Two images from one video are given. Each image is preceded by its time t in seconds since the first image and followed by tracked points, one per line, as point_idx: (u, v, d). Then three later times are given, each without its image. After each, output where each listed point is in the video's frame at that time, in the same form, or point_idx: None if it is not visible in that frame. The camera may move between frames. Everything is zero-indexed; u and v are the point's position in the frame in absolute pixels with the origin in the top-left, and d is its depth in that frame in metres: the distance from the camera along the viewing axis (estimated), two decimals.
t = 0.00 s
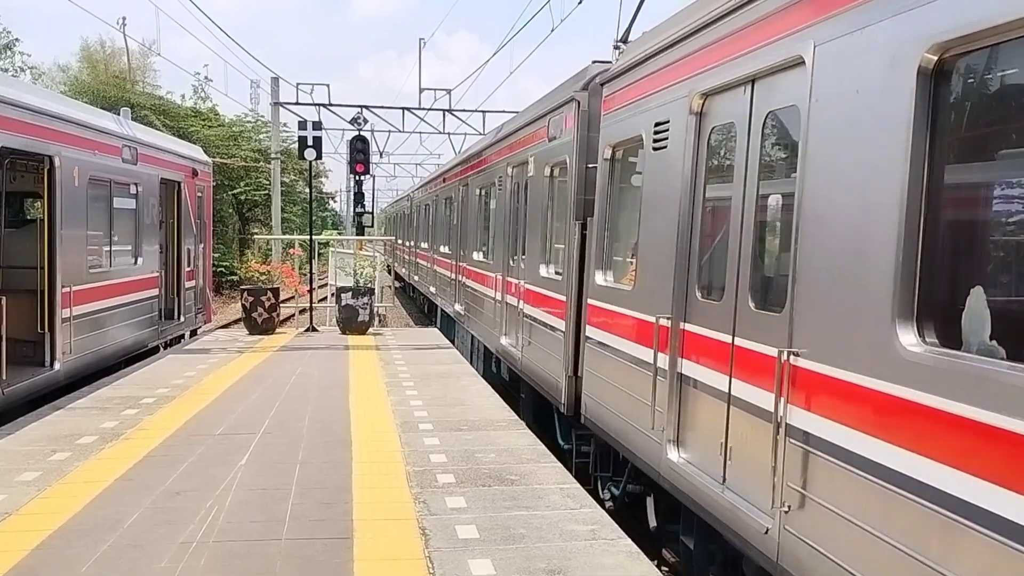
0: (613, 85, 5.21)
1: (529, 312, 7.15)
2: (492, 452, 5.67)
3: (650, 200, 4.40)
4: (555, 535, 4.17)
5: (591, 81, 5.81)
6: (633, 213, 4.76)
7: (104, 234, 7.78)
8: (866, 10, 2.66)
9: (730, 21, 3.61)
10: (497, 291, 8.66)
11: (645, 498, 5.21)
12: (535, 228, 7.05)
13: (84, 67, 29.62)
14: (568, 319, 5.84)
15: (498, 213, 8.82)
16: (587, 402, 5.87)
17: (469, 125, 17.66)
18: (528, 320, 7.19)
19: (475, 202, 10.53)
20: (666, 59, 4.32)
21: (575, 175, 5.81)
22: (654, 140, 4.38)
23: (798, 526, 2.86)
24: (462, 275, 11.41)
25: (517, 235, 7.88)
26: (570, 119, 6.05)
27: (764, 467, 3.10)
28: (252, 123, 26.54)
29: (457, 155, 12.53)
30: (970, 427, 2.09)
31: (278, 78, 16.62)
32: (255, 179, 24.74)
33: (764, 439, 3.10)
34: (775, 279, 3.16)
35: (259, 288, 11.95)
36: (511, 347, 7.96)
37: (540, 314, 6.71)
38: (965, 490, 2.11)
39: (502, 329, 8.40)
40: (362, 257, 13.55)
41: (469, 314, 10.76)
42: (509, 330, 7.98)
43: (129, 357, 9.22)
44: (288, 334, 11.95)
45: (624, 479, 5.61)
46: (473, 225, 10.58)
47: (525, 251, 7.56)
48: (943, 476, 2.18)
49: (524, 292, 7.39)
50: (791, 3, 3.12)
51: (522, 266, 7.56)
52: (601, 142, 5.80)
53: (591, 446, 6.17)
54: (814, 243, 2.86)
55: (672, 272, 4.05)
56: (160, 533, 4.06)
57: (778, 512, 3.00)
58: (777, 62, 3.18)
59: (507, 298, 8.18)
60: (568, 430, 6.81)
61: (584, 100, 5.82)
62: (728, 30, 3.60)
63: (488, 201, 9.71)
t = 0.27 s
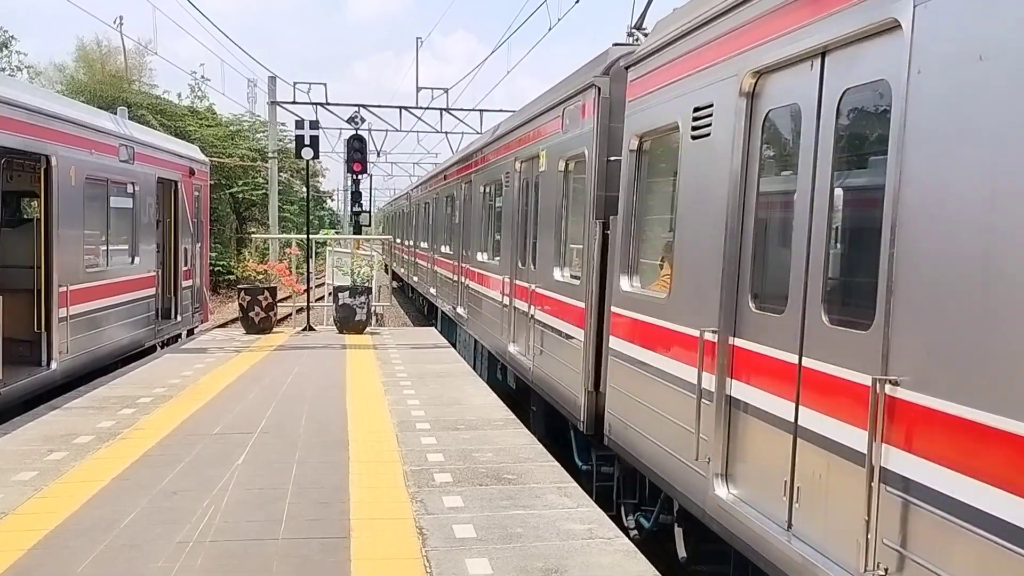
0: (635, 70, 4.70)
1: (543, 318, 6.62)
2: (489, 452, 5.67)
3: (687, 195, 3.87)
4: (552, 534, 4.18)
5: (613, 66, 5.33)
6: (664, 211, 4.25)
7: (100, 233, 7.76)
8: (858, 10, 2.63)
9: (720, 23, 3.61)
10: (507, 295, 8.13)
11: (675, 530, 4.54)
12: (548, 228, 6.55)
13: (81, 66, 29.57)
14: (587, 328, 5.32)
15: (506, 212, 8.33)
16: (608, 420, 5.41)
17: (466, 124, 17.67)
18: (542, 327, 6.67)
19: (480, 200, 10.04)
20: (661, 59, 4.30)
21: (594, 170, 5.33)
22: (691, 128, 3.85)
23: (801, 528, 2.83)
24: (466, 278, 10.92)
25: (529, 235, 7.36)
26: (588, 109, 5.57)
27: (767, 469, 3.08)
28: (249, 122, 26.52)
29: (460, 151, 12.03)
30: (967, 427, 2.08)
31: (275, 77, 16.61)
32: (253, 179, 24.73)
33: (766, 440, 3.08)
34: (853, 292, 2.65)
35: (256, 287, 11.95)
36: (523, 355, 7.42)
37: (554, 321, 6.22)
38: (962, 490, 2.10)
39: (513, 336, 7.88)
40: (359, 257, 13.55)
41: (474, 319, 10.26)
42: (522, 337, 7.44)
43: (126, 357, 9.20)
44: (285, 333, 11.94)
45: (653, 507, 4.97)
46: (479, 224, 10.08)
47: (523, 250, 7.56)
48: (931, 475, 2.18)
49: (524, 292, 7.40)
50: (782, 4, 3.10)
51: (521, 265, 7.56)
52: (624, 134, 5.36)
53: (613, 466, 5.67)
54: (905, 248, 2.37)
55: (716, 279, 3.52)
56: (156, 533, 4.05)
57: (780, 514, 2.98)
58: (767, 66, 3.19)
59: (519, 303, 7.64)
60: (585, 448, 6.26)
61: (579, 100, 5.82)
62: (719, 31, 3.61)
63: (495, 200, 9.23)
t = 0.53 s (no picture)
0: (667, 48, 4.19)
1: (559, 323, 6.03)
2: (487, 448, 5.68)
3: (739, 184, 3.34)
4: (549, 531, 4.19)
5: (641, 43, 4.73)
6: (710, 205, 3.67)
7: (97, 231, 7.76)
8: (848, 8, 2.66)
9: (720, 17, 3.59)
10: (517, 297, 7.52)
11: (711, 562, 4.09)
12: (563, 225, 5.98)
13: (76, 63, 29.51)
14: (613, 334, 4.78)
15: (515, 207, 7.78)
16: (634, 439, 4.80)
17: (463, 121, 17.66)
18: (558, 332, 6.07)
19: (485, 193, 9.47)
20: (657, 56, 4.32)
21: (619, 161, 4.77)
22: (744, 111, 3.34)
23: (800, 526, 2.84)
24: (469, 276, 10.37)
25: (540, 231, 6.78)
26: (612, 92, 4.97)
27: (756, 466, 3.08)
28: (245, 119, 26.47)
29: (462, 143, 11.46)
30: (972, 424, 2.11)
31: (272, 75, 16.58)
32: (249, 176, 24.71)
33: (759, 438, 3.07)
34: (977, 304, 2.22)
35: (253, 284, 11.94)
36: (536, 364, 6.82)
37: (572, 326, 5.64)
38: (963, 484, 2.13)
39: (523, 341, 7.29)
40: (357, 254, 13.55)
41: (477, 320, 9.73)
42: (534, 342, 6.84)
43: (124, 354, 9.20)
44: (282, 330, 11.94)
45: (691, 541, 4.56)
46: (484, 220, 9.53)
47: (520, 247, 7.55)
48: (936, 469, 2.21)
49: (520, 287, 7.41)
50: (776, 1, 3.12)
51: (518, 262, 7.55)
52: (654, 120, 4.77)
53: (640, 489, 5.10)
54: None
55: (781, 283, 2.99)
56: (155, 530, 4.06)
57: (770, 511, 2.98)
58: (768, 60, 3.16)
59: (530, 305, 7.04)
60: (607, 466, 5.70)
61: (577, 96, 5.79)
62: (719, 25, 3.58)
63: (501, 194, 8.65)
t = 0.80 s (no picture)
0: (708, 24, 3.73)
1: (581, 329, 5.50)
2: (488, 447, 5.67)
3: (813, 171, 2.87)
4: (550, 529, 4.19)
5: (680, 17, 4.17)
6: (772, 200, 3.19)
7: (98, 230, 7.76)
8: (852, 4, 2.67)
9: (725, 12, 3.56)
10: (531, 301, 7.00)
11: None
12: (586, 223, 5.44)
13: (75, 63, 29.52)
14: (647, 342, 4.27)
15: (528, 203, 7.22)
16: (670, 459, 4.34)
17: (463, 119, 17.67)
18: (580, 341, 5.53)
19: (496, 190, 8.91)
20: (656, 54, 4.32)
21: (653, 151, 4.27)
22: (813, 89, 2.89)
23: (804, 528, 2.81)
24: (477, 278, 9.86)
25: (557, 230, 6.27)
26: (643, 75, 4.45)
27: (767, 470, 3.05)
28: (244, 119, 26.48)
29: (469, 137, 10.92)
30: (976, 423, 2.10)
31: (272, 74, 16.59)
32: (249, 175, 24.71)
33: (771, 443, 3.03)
34: None
35: (253, 283, 11.93)
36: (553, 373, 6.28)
37: (597, 334, 5.12)
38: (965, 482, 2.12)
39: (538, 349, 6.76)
40: (357, 253, 13.54)
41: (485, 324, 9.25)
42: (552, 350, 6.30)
43: (124, 354, 9.20)
44: (283, 329, 11.93)
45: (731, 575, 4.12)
46: (493, 219, 9.00)
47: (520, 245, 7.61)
48: (943, 469, 2.20)
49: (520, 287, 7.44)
50: None
51: (519, 260, 7.54)
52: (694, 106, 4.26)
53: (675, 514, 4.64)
54: None
55: (868, 289, 2.54)
56: (156, 529, 4.06)
57: (780, 516, 2.96)
58: (769, 57, 3.17)
59: (546, 310, 6.52)
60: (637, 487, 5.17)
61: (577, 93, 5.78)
62: (725, 21, 3.55)
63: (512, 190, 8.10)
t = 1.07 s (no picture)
0: None
1: (605, 338, 4.94)
2: (489, 446, 5.67)
3: (910, 160, 2.34)
4: (551, 528, 4.19)
5: None
6: (793, 197, 3.02)
7: (98, 231, 7.76)
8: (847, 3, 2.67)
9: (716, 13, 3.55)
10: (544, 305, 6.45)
11: None
12: (610, 222, 4.90)
13: (75, 63, 29.52)
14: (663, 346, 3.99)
15: (542, 200, 6.68)
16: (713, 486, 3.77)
17: (463, 119, 17.67)
18: (603, 350, 4.97)
19: (505, 187, 8.37)
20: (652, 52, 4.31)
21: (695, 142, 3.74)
22: (906, 62, 2.38)
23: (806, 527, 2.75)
24: (484, 279, 9.37)
25: (574, 228, 5.74)
26: (680, 55, 3.93)
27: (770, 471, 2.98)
28: (244, 119, 26.50)
29: (476, 132, 10.39)
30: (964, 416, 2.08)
31: (272, 74, 16.60)
32: (250, 175, 24.72)
33: (778, 446, 2.94)
34: None
35: (254, 283, 11.93)
36: (571, 385, 5.71)
37: (625, 344, 4.56)
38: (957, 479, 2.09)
39: (553, 356, 6.22)
40: (357, 253, 13.54)
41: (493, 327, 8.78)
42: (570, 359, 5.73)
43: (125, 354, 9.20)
44: (283, 329, 11.94)
45: None
46: (502, 219, 8.48)
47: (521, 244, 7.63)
48: (934, 465, 2.18)
49: (520, 284, 7.42)
50: None
51: (521, 258, 7.53)
52: (741, 91, 3.72)
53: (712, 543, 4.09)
54: None
55: (996, 302, 2.01)
56: (157, 529, 4.06)
57: (776, 514, 2.94)
58: (764, 56, 3.17)
59: (563, 315, 5.95)
60: (671, 514, 4.64)
61: (575, 92, 5.77)
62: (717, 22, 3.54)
63: (523, 187, 7.56)
